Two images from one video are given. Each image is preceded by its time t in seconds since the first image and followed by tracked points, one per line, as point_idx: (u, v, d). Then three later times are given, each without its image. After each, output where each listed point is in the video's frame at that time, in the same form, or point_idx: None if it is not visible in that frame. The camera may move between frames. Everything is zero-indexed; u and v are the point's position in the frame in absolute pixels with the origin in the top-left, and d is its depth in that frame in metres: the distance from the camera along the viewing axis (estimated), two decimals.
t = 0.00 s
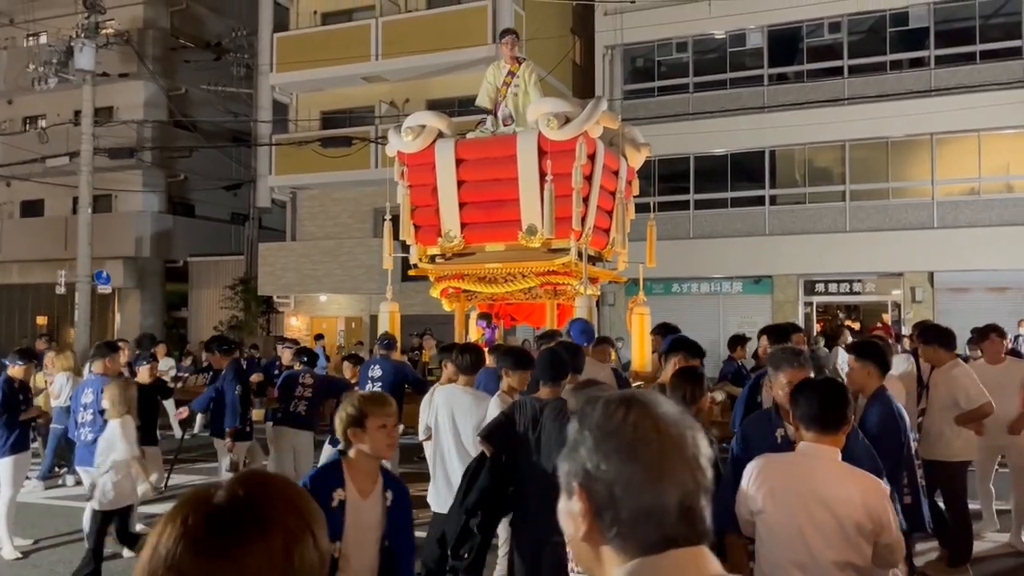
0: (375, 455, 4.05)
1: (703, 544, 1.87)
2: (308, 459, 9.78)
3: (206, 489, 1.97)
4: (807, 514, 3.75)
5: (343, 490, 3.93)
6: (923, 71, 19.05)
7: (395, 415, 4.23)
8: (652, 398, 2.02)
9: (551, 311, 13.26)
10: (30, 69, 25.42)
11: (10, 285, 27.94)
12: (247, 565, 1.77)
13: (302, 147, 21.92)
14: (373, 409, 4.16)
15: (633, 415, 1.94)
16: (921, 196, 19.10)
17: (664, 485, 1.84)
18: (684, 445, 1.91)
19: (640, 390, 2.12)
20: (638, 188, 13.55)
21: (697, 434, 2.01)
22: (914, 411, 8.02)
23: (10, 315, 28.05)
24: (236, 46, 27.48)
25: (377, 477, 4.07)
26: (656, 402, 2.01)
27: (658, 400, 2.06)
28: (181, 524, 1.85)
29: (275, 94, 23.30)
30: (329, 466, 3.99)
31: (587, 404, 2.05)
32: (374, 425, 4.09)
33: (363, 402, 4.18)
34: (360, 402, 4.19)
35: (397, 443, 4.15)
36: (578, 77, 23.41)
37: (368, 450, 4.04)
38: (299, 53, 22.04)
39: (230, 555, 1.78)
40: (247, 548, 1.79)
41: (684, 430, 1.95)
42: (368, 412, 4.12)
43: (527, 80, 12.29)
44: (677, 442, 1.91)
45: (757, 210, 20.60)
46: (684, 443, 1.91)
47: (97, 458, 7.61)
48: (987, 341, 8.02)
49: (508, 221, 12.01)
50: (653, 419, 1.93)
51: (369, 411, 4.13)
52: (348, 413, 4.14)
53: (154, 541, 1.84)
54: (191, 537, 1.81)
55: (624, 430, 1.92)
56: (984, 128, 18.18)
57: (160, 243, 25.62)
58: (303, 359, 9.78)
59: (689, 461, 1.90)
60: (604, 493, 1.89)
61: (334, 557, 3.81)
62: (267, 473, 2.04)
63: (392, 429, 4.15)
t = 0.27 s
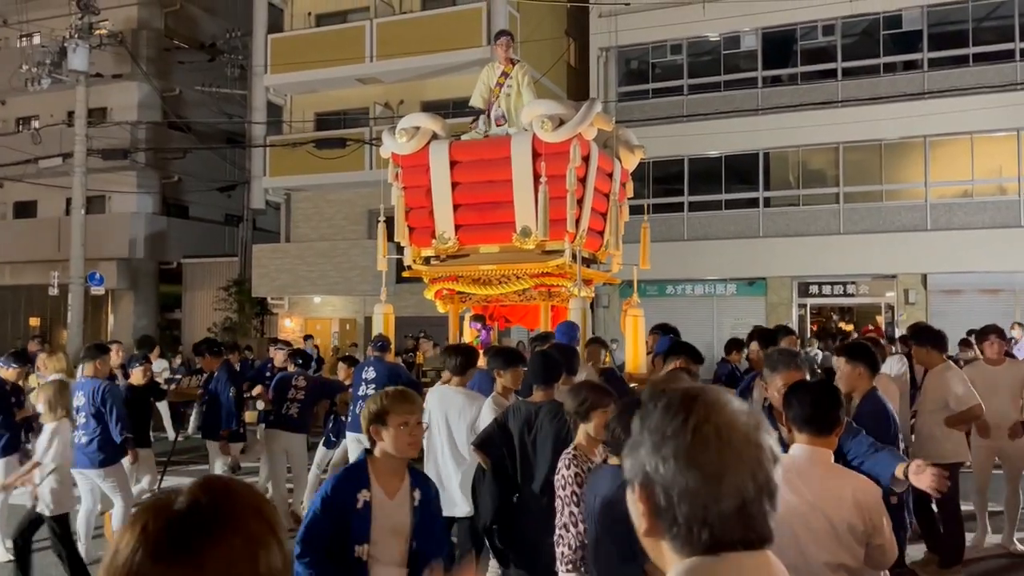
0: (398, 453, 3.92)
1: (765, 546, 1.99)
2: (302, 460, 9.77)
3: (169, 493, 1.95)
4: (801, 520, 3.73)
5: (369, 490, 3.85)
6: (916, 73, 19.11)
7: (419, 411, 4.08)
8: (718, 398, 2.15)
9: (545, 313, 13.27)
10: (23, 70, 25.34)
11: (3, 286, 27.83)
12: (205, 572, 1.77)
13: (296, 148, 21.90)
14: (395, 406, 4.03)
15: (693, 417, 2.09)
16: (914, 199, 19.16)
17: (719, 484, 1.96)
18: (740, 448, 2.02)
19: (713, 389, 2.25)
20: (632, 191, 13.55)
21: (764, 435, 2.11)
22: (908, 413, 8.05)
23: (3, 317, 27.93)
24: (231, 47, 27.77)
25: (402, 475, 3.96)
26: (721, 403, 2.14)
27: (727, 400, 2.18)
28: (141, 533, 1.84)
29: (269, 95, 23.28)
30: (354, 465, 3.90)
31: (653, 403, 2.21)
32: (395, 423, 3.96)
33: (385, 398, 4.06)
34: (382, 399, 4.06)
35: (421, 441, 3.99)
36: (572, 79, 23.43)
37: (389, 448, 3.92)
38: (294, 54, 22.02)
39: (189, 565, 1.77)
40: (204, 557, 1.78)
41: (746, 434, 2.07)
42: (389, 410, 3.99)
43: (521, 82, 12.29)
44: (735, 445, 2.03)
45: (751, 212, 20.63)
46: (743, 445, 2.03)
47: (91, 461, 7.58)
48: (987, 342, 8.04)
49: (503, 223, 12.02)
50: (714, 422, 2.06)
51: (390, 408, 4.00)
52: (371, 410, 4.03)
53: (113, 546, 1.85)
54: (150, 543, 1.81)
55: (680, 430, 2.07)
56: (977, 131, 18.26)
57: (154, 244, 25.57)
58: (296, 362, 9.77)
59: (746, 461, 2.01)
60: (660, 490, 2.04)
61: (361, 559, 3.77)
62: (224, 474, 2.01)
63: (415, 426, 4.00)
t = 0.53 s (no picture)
0: (403, 469, 3.58)
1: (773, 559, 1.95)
2: (289, 463, 9.73)
3: (116, 498, 1.86)
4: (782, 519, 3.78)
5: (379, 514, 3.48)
6: (902, 77, 19.25)
7: (426, 426, 3.77)
8: (731, 409, 2.08)
9: (533, 315, 13.28)
10: (8, 70, 25.15)
11: None
12: None
13: (284, 149, 21.83)
14: (400, 419, 3.72)
15: (702, 431, 2.03)
16: (900, 202, 19.28)
17: (724, 505, 1.92)
18: (749, 466, 1.96)
19: (732, 399, 2.18)
20: (620, 192, 13.59)
21: (778, 450, 2.03)
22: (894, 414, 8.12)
23: None
24: (219, 48, 27.66)
25: (407, 493, 3.60)
26: (734, 416, 2.06)
27: (743, 412, 2.10)
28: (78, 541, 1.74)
29: (257, 96, 23.20)
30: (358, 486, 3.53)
31: (666, 412, 2.16)
32: (400, 436, 3.65)
33: (390, 411, 3.76)
34: (387, 412, 3.77)
35: (428, 456, 3.67)
36: (561, 81, 23.47)
37: (392, 463, 3.58)
38: (282, 55, 21.95)
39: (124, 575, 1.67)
40: (146, 563, 1.68)
41: (759, 450, 2.00)
42: (394, 423, 3.69)
43: (508, 84, 12.28)
44: (743, 462, 1.96)
45: (738, 214, 20.71)
46: (754, 460, 1.97)
47: (76, 463, 7.52)
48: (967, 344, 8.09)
49: (491, 225, 12.03)
50: (724, 435, 2.01)
51: (395, 420, 3.70)
52: (374, 424, 3.73)
53: (52, 553, 1.75)
54: (88, 550, 1.71)
55: (687, 445, 2.01)
56: (962, 135, 18.40)
57: (140, 245, 25.41)
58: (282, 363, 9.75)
59: (754, 481, 1.94)
60: (664, 506, 2.02)
61: None
62: (175, 481, 1.91)
63: (421, 441, 3.68)
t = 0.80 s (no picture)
0: (404, 479, 3.57)
1: None
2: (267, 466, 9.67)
3: (49, 518, 1.80)
4: (757, 524, 3.80)
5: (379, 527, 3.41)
6: (878, 83, 19.47)
7: (425, 433, 3.76)
8: (666, 416, 1.84)
9: (513, 317, 13.31)
10: None
11: None
12: None
13: (263, 151, 21.70)
14: (399, 426, 3.70)
15: (633, 442, 1.80)
16: (876, 206, 19.49)
17: (653, 525, 1.72)
18: (680, 483, 1.74)
19: (669, 402, 1.92)
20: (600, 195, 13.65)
21: (714, 462, 1.80)
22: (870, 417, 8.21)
23: None
24: (197, 48, 27.31)
25: (406, 503, 3.59)
26: (668, 424, 1.82)
27: (679, 417, 1.86)
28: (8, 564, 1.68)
29: (236, 97, 23.05)
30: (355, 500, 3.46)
31: (599, 418, 1.92)
32: (400, 445, 3.62)
33: (388, 418, 3.72)
34: (385, 419, 3.73)
35: (429, 465, 3.65)
36: (541, 84, 23.51)
37: (392, 473, 3.56)
38: (261, 55, 21.82)
39: None
40: None
41: (693, 464, 1.77)
42: (393, 431, 3.66)
43: (487, 87, 12.34)
44: (674, 479, 1.74)
45: (717, 218, 20.85)
46: (686, 472, 1.75)
47: (50, 467, 7.43)
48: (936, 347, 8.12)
49: (471, 228, 12.03)
50: (655, 445, 1.78)
51: (395, 428, 3.67)
52: (371, 431, 3.69)
53: None
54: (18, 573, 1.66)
55: (615, 458, 1.79)
56: (936, 141, 18.65)
57: (116, 246, 25.17)
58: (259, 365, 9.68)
59: (686, 498, 1.73)
60: (595, 519, 1.81)
61: None
62: (110, 498, 1.84)
63: (422, 450, 3.67)
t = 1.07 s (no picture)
0: (419, 489, 3.41)
1: None
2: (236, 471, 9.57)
3: None
4: (722, 525, 3.85)
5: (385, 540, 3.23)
6: (848, 90, 19.73)
7: (435, 442, 3.62)
8: (575, 427, 1.73)
9: (486, 321, 13.31)
10: None
11: None
12: None
13: (235, 152, 21.50)
14: (410, 434, 3.53)
15: (539, 453, 1.68)
16: (846, 212, 19.72)
17: (556, 538, 1.61)
18: (588, 495, 1.63)
19: (581, 415, 1.81)
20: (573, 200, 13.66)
21: (622, 478, 1.69)
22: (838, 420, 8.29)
23: None
24: (168, 47, 26.80)
25: (416, 515, 3.43)
26: (575, 436, 1.71)
27: (585, 430, 1.75)
28: None
29: (208, 97, 22.81)
30: (362, 512, 3.27)
31: (508, 429, 1.80)
32: (414, 455, 3.46)
33: (402, 426, 3.55)
34: (397, 426, 3.56)
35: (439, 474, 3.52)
36: (515, 87, 23.53)
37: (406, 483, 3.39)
38: (234, 56, 21.62)
39: None
40: None
41: (599, 477, 1.66)
42: (407, 439, 3.50)
43: (460, 90, 12.31)
44: (578, 494, 1.63)
45: (690, 222, 20.98)
46: (592, 485, 1.64)
47: (14, 473, 7.28)
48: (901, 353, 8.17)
49: (443, 231, 11.99)
50: (561, 457, 1.67)
51: (409, 436, 3.51)
52: (383, 438, 3.51)
53: None
54: None
55: (520, 470, 1.68)
56: (904, 148, 18.94)
57: (85, 248, 24.79)
58: (230, 368, 9.57)
59: (591, 512, 1.62)
60: (502, 532, 1.69)
61: None
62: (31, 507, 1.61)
63: (434, 459, 3.54)
